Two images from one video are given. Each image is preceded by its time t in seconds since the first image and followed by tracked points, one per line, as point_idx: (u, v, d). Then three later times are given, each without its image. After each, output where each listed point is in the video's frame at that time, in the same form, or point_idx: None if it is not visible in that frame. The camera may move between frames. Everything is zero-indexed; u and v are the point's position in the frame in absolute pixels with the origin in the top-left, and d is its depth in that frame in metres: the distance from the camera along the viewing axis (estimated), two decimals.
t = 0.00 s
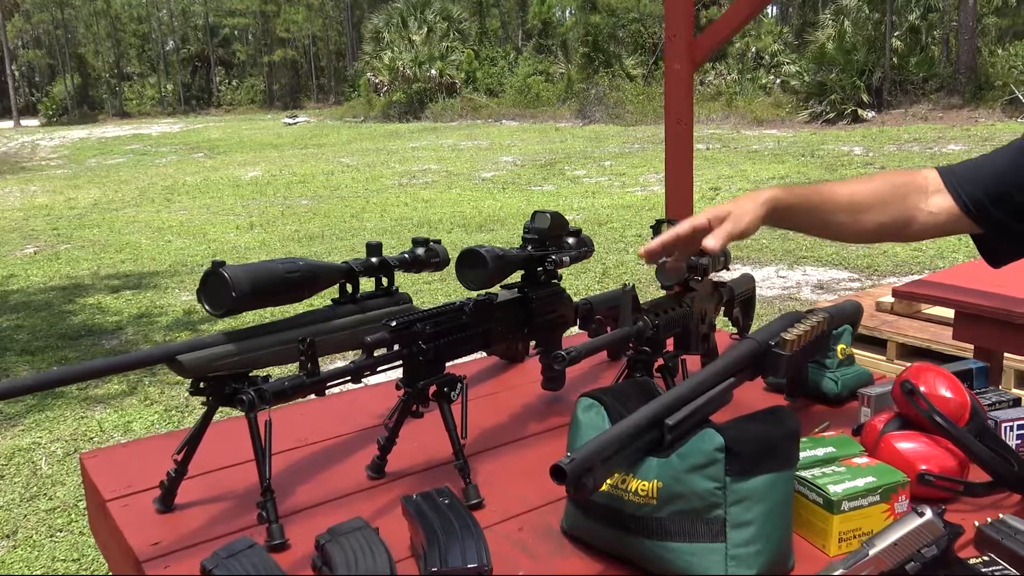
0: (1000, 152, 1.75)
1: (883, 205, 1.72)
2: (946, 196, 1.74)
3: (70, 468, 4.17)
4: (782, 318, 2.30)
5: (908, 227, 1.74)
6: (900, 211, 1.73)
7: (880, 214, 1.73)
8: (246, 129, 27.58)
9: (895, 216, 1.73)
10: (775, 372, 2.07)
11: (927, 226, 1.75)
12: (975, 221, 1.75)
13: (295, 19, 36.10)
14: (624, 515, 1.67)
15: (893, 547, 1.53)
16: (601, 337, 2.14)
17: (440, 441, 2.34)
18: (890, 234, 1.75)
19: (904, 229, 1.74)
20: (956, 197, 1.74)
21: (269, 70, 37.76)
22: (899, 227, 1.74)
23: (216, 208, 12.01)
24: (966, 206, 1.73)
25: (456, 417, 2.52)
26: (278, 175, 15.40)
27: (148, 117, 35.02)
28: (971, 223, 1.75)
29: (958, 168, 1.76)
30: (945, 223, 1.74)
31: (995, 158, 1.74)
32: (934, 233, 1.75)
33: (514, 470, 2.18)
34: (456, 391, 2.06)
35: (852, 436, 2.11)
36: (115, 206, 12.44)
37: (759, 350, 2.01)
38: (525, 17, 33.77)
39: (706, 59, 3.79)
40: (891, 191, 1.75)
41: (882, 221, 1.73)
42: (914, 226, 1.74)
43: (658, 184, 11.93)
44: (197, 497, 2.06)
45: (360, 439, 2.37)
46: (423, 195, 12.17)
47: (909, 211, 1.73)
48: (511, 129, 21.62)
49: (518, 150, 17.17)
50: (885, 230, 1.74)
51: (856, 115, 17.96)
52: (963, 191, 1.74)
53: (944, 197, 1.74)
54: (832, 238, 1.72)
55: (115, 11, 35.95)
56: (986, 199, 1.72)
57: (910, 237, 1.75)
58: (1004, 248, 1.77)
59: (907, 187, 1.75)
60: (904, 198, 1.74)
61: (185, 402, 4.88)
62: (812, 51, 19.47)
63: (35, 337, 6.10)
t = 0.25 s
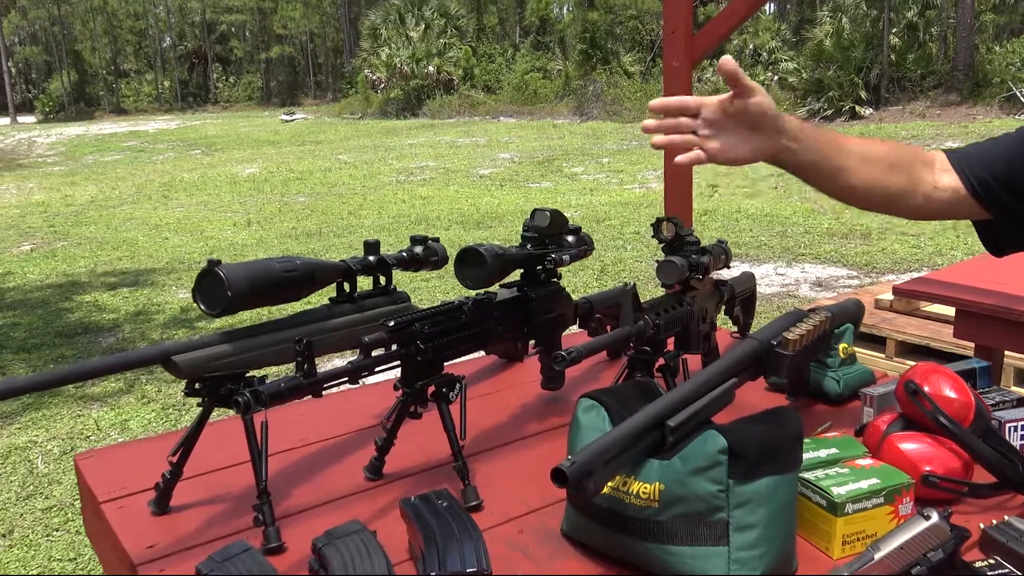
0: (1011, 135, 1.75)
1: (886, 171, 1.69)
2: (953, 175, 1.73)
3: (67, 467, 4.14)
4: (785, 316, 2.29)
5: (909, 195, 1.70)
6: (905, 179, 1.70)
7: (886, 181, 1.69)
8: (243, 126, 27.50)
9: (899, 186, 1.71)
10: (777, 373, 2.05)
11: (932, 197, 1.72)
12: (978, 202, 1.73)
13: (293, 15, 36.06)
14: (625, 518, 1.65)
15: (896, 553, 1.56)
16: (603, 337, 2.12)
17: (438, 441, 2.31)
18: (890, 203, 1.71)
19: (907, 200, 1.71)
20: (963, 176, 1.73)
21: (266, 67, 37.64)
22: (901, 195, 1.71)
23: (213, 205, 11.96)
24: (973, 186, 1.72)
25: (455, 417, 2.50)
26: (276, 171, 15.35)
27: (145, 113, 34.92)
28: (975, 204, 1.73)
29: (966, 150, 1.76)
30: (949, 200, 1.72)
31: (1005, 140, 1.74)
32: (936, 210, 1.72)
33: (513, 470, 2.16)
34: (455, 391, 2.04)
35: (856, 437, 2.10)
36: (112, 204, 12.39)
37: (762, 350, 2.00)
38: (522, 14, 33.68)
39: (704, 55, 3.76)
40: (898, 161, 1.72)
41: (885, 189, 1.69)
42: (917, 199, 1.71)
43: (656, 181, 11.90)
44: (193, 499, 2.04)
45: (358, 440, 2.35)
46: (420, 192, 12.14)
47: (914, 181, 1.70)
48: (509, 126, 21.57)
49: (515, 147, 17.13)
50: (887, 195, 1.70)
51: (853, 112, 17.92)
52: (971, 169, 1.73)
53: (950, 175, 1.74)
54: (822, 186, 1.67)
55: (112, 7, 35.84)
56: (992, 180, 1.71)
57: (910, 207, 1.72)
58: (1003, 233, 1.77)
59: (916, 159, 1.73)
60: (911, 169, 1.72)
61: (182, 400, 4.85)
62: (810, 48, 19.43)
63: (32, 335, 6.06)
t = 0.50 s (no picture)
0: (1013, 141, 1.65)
1: (880, 190, 1.61)
2: (951, 187, 1.63)
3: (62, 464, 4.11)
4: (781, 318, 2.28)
5: (908, 215, 1.62)
6: (906, 196, 1.62)
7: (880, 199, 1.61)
8: (242, 122, 27.44)
9: (896, 205, 1.62)
10: (771, 375, 2.03)
11: (930, 215, 1.63)
12: (977, 215, 1.64)
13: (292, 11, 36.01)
14: (618, 523, 1.63)
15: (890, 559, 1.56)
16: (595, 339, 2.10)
17: (431, 443, 2.30)
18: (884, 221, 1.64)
19: (902, 220, 1.63)
20: (961, 188, 1.63)
21: (265, 63, 37.52)
22: (898, 215, 1.63)
23: (211, 201, 11.92)
24: (972, 199, 1.63)
25: (450, 418, 2.49)
26: (274, 168, 15.30)
27: (144, 109, 34.81)
28: (975, 216, 1.64)
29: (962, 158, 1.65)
30: (949, 215, 1.63)
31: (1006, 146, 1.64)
32: (936, 225, 1.64)
33: (506, 472, 2.15)
34: (446, 393, 2.02)
35: (850, 440, 2.10)
36: (110, 200, 12.36)
37: (757, 352, 1.98)
38: (521, 10, 33.60)
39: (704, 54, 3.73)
40: (893, 175, 1.63)
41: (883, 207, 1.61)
42: (916, 217, 1.62)
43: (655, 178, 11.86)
44: (182, 500, 2.02)
45: (350, 441, 2.33)
46: (418, 188, 12.10)
47: (912, 198, 1.61)
48: (507, 122, 21.51)
49: (514, 144, 17.10)
50: (883, 216, 1.63)
51: (853, 110, 17.85)
52: (969, 180, 1.63)
53: (948, 187, 1.63)
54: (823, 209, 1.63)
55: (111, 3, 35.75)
56: (991, 190, 1.62)
57: (910, 224, 1.64)
58: (1001, 242, 1.69)
59: (911, 173, 1.63)
60: (908, 185, 1.62)
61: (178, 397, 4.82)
62: (809, 45, 19.38)
63: (27, 332, 6.03)
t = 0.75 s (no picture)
0: (999, 162, 1.72)
1: (882, 229, 1.73)
2: (942, 215, 1.74)
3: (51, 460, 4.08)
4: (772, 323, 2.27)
5: (908, 249, 1.75)
6: (901, 233, 1.74)
7: (881, 241, 1.74)
8: (236, 117, 27.33)
9: (895, 241, 1.74)
10: (761, 380, 2.02)
11: (927, 245, 1.76)
12: (971, 238, 1.75)
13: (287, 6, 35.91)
14: (604, 528, 1.62)
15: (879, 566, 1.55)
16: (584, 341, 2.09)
17: (419, 445, 2.28)
18: (889, 258, 1.77)
19: (904, 252, 1.76)
20: (952, 213, 1.74)
21: (260, 58, 37.36)
22: (900, 249, 1.76)
23: (205, 196, 11.87)
24: (963, 224, 1.73)
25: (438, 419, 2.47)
26: (268, 163, 15.25)
27: (139, 103, 34.64)
28: (969, 240, 1.75)
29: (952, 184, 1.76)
30: (945, 241, 1.75)
31: (991, 168, 1.72)
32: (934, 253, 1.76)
33: (493, 475, 2.13)
34: (435, 395, 2.00)
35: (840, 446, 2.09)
36: (103, 194, 12.29)
37: (747, 356, 1.97)
38: (518, 8, 33.54)
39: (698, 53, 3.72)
40: (890, 210, 1.75)
41: (884, 247, 1.74)
42: (916, 249, 1.75)
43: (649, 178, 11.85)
44: (167, 502, 1.99)
45: (336, 442, 2.31)
46: (413, 185, 12.07)
47: (907, 232, 1.74)
48: (503, 120, 21.47)
49: (509, 141, 17.08)
50: (885, 253, 1.76)
51: (847, 111, 17.83)
52: (958, 206, 1.73)
53: (940, 215, 1.74)
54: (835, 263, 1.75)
55: None
56: (981, 213, 1.72)
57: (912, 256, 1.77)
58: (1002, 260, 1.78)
59: (904, 207, 1.75)
60: (902, 220, 1.74)
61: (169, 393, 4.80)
62: (805, 46, 19.39)
63: (18, 326, 5.99)
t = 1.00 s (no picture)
0: (987, 177, 1.84)
1: (874, 250, 1.85)
2: (933, 232, 1.85)
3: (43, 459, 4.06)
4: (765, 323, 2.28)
5: (901, 266, 1.86)
6: (893, 250, 1.85)
7: (874, 260, 1.85)
8: (230, 115, 27.23)
9: (888, 259, 1.85)
10: (754, 380, 2.01)
11: (921, 260, 1.86)
12: (964, 252, 1.86)
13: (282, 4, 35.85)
14: (598, 530, 1.61)
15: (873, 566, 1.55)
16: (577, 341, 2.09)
17: (410, 445, 2.28)
18: (882, 275, 1.88)
19: (899, 269, 1.87)
20: (944, 230, 1.84)
21: (254, 55, 37.21)
22: (894, 266, 1.87)
23: (199, 194, 11.81)
24: (955, 239, 1.84)
25: (429, 420, 2.46)
26: (262, 161, 15.18)
27: (133, 100, 34.45)
28: (962, 253, 1.86)
29: (943, 201, 1.87)
30: (938, 256, 1.86)
31: (980, 184, 1.84)
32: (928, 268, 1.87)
33: (485, 475, 2.12)
34: (427, 395, 2.00)
35: (831, 445, 2.10)
36: (96, 191, 12.23)
37: (741, 356, 1.97)
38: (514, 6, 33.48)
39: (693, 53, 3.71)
40: (881, 232, 1.86)
41: (879, 264, 1.86)
42: (909, 265, 1.86)
43: (644, 177, 11.86)
44: (157, 502, 1.98)
45: (329, 442, 2.30)
46: (407, 183, 12.05)
47: (901, 250, 1.84)
48: (498, 118, 21.45)
49: (504, 140, 17.05)
50: (880, 270, 1.87)
51: (842, 110, 17.86)
52: (950, 222, 1.84)
53: (932, 231, 1.85)
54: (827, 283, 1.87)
55: None
56: (973, 228, 1.83)
57: (907, 272, 1.87)
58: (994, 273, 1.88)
59: (896, 227, 1.85)
60: (895, 239, 1.85)
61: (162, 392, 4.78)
62: (799, 45, 19.44)
63: (11, 325, 5.95)
